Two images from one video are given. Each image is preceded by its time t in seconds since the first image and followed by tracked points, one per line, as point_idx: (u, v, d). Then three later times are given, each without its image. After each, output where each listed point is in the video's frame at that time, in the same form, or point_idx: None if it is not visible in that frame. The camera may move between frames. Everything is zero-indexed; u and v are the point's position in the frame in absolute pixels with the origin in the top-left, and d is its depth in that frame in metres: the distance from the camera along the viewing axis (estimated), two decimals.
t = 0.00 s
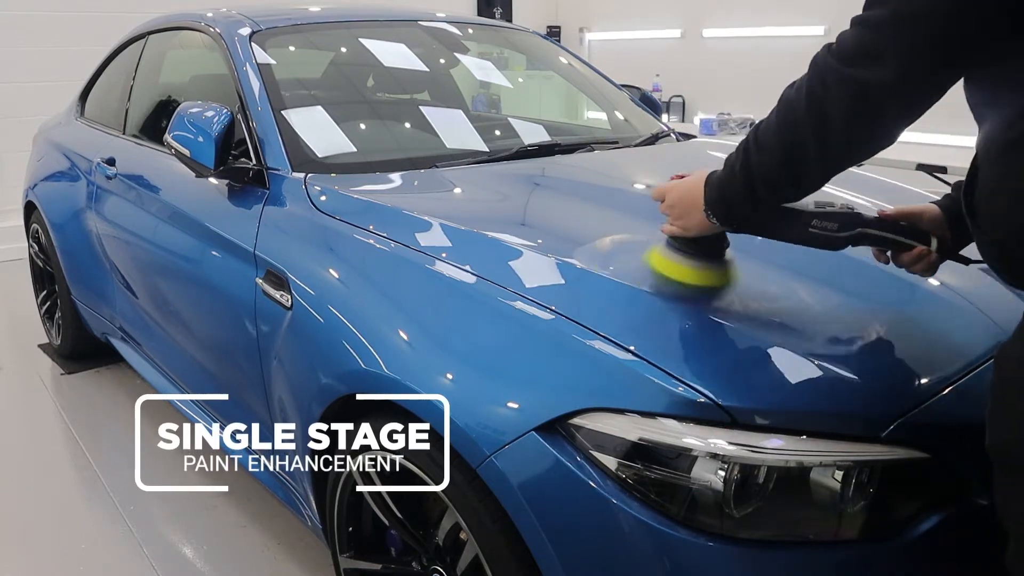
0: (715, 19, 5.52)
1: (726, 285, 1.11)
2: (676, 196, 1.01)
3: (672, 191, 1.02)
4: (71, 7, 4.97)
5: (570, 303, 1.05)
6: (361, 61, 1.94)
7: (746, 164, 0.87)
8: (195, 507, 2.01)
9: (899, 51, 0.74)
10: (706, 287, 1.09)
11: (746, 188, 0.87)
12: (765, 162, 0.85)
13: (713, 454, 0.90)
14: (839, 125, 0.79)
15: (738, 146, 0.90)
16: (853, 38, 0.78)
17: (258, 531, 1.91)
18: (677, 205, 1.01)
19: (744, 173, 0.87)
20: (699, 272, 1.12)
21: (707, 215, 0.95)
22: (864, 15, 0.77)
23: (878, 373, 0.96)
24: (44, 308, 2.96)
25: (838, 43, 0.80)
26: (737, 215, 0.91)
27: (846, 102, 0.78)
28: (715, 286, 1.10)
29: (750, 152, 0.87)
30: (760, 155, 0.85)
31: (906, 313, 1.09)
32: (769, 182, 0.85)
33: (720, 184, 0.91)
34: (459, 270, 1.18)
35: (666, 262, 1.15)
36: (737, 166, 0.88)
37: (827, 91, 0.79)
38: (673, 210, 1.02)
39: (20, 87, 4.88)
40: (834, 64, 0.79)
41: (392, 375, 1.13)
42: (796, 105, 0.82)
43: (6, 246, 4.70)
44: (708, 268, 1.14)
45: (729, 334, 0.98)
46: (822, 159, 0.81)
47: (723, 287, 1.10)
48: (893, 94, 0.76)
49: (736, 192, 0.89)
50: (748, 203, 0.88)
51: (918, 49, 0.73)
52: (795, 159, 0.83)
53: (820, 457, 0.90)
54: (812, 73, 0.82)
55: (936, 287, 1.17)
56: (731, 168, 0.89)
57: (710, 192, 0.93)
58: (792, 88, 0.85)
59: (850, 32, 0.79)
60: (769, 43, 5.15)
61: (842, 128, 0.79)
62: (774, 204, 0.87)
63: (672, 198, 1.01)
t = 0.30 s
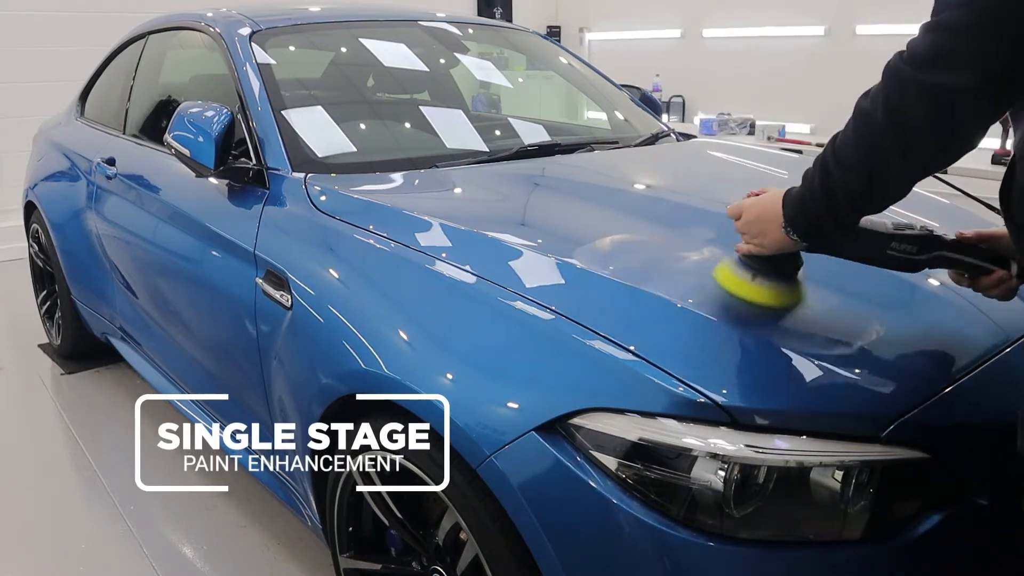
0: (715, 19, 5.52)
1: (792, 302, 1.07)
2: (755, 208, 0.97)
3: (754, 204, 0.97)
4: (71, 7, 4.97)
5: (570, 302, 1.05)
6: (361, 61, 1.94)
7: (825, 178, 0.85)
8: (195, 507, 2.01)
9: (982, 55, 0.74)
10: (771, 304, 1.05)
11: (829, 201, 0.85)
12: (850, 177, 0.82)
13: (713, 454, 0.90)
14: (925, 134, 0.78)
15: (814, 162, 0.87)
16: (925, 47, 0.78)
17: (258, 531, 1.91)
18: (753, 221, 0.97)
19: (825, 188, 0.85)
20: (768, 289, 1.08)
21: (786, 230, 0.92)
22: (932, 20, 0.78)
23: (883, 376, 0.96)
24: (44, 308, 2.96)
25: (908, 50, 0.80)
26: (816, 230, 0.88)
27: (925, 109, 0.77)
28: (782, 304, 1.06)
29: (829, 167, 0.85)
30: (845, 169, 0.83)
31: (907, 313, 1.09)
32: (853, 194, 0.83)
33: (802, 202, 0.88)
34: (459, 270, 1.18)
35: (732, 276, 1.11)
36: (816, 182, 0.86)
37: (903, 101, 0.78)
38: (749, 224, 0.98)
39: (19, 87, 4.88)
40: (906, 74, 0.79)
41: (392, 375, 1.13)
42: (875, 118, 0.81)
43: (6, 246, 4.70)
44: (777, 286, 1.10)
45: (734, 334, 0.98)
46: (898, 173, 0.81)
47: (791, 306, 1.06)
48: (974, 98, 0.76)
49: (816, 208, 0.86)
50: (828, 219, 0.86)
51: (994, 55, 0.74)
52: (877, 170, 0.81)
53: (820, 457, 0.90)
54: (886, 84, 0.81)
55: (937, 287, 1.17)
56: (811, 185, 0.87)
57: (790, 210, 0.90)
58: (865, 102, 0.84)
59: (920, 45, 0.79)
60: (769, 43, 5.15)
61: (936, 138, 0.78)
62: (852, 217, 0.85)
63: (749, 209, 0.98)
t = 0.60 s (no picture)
0: (715, 19, 5.52)
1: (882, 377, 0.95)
2: (886, 283, 0.88)
3: (881, 276, 0.89)
4: (72, 6, 4.97)
5: (569, 302, 1.05)
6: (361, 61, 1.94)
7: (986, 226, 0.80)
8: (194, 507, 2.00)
9: None
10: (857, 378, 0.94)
11: (990, 256, 0.80)
12: (1004, 228, 0.79)
13: (713, 454, 0.90)
14: None
15: (968, 209, 0.83)
16: None
17: (258, 531, 1.91)
18: (886, 292, 0.88)
19: (984, 240, 0.80)
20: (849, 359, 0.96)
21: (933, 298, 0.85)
22: None
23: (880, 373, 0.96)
24: (44, 308, 2.96)
25: None
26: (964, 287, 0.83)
27: None
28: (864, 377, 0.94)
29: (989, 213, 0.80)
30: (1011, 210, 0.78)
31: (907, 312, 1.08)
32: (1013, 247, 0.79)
33: (946, 251, 0.83)
34: (459, 270, 1.18)
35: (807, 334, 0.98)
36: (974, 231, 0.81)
37: None
38: (882, 297, 0.89)
39: (18, 87, 4.87)
40: None
41: (392, 375, 1.13)
42: None
43: (6, 246, 4.71)
44: (864, 354, 0.97)
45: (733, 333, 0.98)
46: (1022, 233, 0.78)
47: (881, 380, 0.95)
48: None
49: (970, 261, 0.81)
50: (973, 271, 0.81)
51: None
52: None
53: (820, 457, 0.90)
54: None
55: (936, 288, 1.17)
56: (968, 236, 0.81)
57: (932, 259, 0.84)
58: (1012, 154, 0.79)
59: None
60: (770, 43, 5.15)
61: None
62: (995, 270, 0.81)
63: (880, 285, 0.89)
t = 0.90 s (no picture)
0: (715, 19, 5.51)
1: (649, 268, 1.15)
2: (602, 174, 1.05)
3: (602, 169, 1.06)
4: (72, 6, 4.97)
5: (570, 303, 1.05)
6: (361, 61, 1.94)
7: (645, 159, 0.91)
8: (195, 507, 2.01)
9: (771, 54, 0.76)
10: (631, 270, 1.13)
11: (648, 177, 0.91)
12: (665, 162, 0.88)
13: (713, 454, 0.90)
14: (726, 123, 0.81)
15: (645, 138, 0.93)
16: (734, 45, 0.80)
17: (258, 531, 1.91)
18: (598, 184, 1.05)
19: (646, 166, 0.91)
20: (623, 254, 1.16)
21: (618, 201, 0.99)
22: (747, 16, 0.79)
23: (881, 375, 0.96)
24: (44, 308, 2.96)
25: (719, 44, 0.83)
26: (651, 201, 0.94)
27: (720, 104, 0.81)
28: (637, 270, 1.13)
29: (650, 147, 0.90)
30: (654, 146, 0.89)
31: (906, 312, 1.09)
32: (677, 174, 0.88)
33: (630, 172, 0.94)
34: (459, 270, 1.18)
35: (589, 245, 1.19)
36: (638, 163, 0.92)
37: (725, 105, 0.80)
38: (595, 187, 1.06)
39: (17, 87, 4.87)
40: (717, 70, 0.81)
41: (392, 375, 1.13)
42: (683, 106, 0.85)
43: (6, 246, 4.71)
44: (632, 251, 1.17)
45: (733, 336, 0.98)
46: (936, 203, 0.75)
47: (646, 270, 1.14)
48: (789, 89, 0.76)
49: (640, 182, 0.92)
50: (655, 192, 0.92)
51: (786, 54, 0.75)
52: (681, 153, 0.86)
53: (820, 457, 0.90)
54: (698, 81, 0.84)
55: (936, 288, 1.17)
56: (636, 161, 0.93)
57: (622, 178, 0.96)
58: (688, 83, 0.88)
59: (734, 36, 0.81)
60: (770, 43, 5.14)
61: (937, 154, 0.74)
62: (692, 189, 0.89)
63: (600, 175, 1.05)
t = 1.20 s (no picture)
0: (715, 19, 5.51)
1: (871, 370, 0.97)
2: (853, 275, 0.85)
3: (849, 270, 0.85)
4: (73, 6, 4.97)
5: (570, 302, 1.05)
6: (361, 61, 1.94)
7: (960, 221, 0.74)
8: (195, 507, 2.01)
9: None
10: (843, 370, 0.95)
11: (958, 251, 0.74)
12: (976, 219, 0.73)
13: (713, 454, 0.90)
14: None
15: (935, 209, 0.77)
16: None
17: (258, 531, 1.91)
18: (856, 290, 0.84)
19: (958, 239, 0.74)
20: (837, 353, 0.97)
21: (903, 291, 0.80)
22: None
23: (883, 374, 0.96)
24: (44, 308, 2.96)
25: None
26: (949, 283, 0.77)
27: None
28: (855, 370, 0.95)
29: (960, 211, 0.74)
30: (978, 206, 0.72)
31: (904, 312, 1.09)
32: (999, 245, 0.72)
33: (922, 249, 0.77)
34: (459, 270, 1.18)
35: (796, 333, 0.99)
36: (949, 229, 0.75)
37: None
38: (851, 294, 0.85)
39: (18, 87, 4.87)
40: None
41: (392, 375, 1.13)
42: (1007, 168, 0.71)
43: (6, 246, 4.71)
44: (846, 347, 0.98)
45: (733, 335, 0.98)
46: None
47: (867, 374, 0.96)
48: None
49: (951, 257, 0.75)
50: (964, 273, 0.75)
51: None
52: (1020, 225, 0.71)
53: (820, 457, 0.90)
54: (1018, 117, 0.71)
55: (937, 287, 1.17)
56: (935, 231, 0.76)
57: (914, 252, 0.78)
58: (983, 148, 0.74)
59: None
60: (770, 43, 5.14)
61: None
62: (993, 269, 0.75)
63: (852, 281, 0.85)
